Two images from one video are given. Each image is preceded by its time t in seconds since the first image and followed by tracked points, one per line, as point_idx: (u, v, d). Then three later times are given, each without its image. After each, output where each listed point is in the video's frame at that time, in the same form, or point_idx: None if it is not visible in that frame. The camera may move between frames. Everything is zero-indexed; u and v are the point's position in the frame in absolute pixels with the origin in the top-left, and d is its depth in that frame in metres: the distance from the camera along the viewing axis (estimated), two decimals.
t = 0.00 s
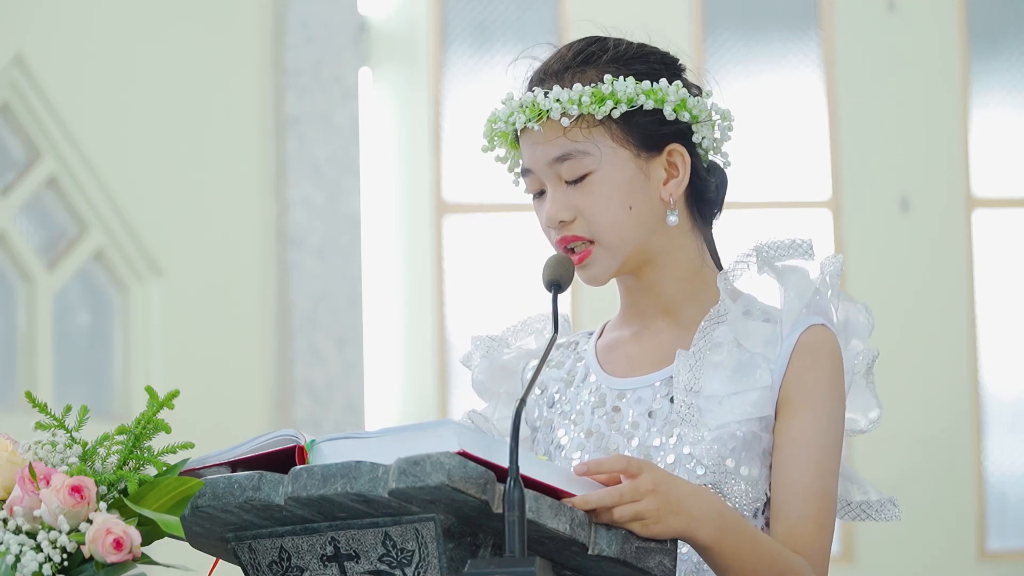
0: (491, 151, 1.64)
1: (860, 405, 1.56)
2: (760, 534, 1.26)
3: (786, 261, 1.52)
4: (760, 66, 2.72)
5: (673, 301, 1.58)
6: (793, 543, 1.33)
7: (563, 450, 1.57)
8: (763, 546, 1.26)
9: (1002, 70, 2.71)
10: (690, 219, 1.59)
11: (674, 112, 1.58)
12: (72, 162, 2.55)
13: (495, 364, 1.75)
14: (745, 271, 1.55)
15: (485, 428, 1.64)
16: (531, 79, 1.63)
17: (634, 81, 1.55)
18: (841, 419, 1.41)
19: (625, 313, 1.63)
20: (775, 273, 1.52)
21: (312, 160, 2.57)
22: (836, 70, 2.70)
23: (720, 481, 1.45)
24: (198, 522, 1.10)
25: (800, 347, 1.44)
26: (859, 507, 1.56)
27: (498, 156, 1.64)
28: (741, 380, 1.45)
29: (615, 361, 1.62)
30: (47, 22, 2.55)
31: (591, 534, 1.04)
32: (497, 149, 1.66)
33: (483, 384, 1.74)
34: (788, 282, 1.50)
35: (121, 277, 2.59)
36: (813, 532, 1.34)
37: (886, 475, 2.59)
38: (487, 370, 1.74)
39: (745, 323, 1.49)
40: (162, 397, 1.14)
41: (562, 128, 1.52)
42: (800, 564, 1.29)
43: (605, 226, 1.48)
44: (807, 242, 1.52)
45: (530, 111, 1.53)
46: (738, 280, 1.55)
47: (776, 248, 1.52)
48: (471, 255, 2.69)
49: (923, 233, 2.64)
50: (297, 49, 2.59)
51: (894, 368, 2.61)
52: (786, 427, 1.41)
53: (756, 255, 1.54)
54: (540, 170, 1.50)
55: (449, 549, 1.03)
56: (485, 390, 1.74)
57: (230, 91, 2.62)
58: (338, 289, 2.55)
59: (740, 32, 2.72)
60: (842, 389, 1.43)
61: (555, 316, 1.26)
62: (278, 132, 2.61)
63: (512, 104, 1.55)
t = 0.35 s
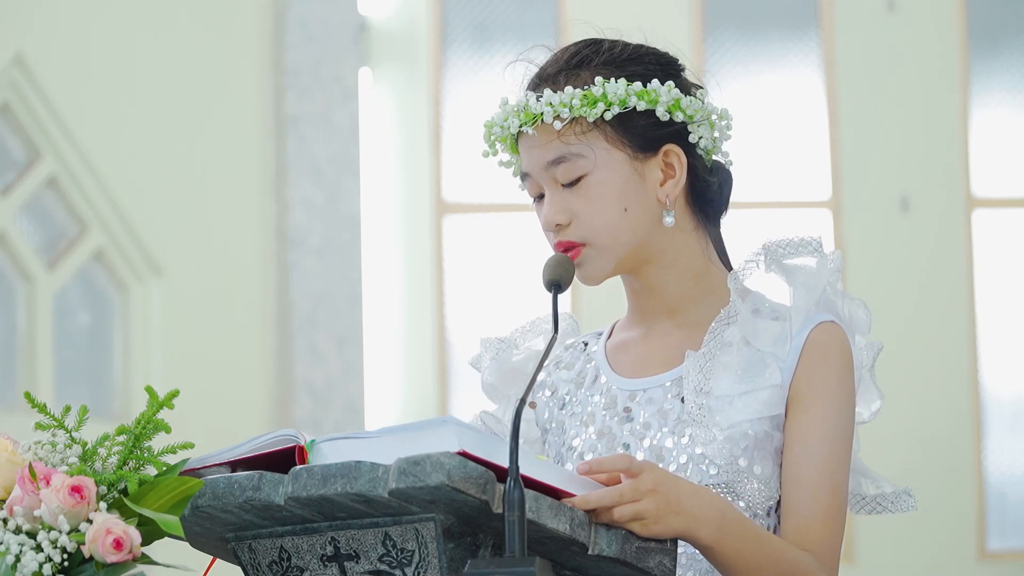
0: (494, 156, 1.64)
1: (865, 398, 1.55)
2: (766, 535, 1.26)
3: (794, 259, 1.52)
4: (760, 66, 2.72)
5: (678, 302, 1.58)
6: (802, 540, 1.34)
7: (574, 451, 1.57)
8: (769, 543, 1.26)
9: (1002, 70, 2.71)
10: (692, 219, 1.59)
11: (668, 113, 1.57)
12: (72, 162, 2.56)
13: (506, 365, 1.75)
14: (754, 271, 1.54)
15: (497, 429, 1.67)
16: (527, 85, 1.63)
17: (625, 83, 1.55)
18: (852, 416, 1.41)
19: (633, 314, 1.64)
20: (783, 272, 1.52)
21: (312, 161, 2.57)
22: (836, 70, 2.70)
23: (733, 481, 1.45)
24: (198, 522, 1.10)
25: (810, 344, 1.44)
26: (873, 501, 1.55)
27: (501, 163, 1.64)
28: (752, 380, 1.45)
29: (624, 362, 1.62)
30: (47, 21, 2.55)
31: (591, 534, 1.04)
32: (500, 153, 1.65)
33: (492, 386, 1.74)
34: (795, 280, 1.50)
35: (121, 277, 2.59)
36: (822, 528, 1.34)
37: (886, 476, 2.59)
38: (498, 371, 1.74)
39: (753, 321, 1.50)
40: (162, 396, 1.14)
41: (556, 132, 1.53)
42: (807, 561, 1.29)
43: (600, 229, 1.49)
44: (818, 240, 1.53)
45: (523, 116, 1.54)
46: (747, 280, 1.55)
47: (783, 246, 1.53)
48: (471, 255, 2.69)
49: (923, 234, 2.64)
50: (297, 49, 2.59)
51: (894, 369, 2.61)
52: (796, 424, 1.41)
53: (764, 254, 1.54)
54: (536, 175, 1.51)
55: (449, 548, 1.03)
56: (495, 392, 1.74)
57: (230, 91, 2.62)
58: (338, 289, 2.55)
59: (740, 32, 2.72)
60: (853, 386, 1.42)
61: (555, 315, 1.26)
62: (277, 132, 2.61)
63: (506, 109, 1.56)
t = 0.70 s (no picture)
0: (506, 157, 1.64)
1: (883, 396, 1.54)
2: (768, 532, 1.26)
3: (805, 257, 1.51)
4: (760, 66, 2.72)
5: (688, 300, 1.58)
6: (811, 539, 1.34)
7: (586, 451, 1.58)
8: (771, 541, 1.26)
9: (1002, 70, 2.71)
10: (700, 216, 1.59)
11: (662, 111, 1.56)
12: (72, 162, 2.56)
13: (519, 365, 1.75)
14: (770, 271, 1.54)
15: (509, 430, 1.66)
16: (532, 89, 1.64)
17: (616, 83, 1.55)
18: (862, 414, 1.40)
19: (645, 313, 1.64)
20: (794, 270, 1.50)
21: (312, 160, 2.57)
22: (835, 70, 2.70)
23: (742, 481, 1.46)
24: (198, 522, 1.10)
25: (818, 343, 1.43)
26: (885, 500, 1.55)
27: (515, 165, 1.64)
28: (762, 376, 1.44)
29: (636, 361, 1.62)
30: (47, 21, 2.55)
31: (591, 534, 1.04)
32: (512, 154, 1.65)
33: (504, 384, 1.74)
34: (805, 277, 1.48)
35: (121, 277, 2.59)
36: (831, 526, 1.34)
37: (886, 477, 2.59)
38: (510, 370, 1.74)
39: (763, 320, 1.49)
40: (162, 396, 1.14)
41: (553, 135, 1.53)
42: (812, 560, 1.30)
43: (602, 228, 1.49)
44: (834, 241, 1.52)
45: (521, 119, 1.55)
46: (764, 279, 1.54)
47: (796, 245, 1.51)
48: (472, 256, 2.69)
49: (923, 233, 2.64)
50: (297, 49, 2.59)
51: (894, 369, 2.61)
52: (804, 423, 1.41)
53: (775, 254, 1.53)
54: (539, 178, 1.53)
55: (449, 548, 1.03)
56: (507, 390, 1.74)
57: (230, 90, 2.62)
58: (338, 289, 2.55)
59: (740, 32, 2.72)
60: (863, 385, 1.42)
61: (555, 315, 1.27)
62: (277, 131, 2.61)
63: (505, 113, 1.56)
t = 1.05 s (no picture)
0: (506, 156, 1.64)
1: (883, 397, 1.56)
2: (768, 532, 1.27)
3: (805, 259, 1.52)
4: (760, 66, 2.72)
5: (689, 301, 1.57)
6: (812, 540, 1.33)
7: (588, 453, 1.59)
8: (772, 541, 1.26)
9: (1002, 70, 2.71)
10: (702, 217, 1.59)
11: (664, 111, 1.56)
12: (72, 162, 2.56)
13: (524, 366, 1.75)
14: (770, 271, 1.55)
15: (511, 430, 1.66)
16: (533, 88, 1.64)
17: (619, 83, 1.55)
18: (861, 415, 1.40)
19: (646, 315, 1.64)
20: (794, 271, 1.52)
21: (312, 160, 2.57)
22: (835, 70, 2.70)
23: (739, 483, 1.47)
24: (198, 522, 1.10)
25: (817, 345, 1.44)
26: (884, 502, 1.55)
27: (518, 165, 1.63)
28: (760, 378, 1.45)
29: (638, 364, 1.62)
30: (47, 22, 2.55)
31: (591, 534, 1.04)
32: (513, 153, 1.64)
33: (509, 385, 1.73)
34: (805, 278, 1.50)
35: (121, 277, 2.59)
36: (831, 527, 1.34)
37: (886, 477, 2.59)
38: (516, 371, 1.74)
39: (762, 322, 1.49)
40: (162, 396, 1.14)
41: (555, 134, 1.53)
42: (810, 560, 1.29)
43: (602, 228, 1.49)
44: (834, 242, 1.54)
45: (523, 119, 1.54)
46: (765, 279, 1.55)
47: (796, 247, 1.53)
48: (472, 256, 2.69)
49: (923, 233, 2.64)
50: (297, 49, 2.59)
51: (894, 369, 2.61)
52: (803, 424, 1.41)
53: (776, 255, 1.55)
54: (541, 177, 1.53)
55: (449, 548, 1.03)
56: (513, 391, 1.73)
57: (230, 90, 2.62)
58: (338, 289, 2.55)
59: (740, 32, 2.72)
60: (863, 386, 1.42)
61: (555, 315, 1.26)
62: (277, 131, 2.61)
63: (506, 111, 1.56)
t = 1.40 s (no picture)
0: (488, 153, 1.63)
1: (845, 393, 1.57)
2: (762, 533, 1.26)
3: (776, 258, 1.52)
4: (760, 66, 2.72)
5: (666, 298, 1.58)
6: (795, 540, 1.33)
7: (558, 446, 1.59)
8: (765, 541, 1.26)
9: (1003, 70, 2.71)
10: (682, 215, 1.59)
11: (651, 110, 1.56)
12: (72, 162, 2.56)
13: (495, 360, 1.76)
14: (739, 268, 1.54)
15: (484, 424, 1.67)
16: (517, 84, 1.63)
17: (607, 81, 1.55)
18: (836, 415, 1.41)
19: (621, 310, 1.65)
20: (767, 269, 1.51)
21: (312, 160, 2.57)
22: (835, 70, 2.70)
23: (715, 478, 1.45)
24: (198, 522, 1.10)
25: (791, 344, 1.44)
26: (856, 502, 1.57)
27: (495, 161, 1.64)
28: (732, 376, 1.44)
29: (610, 358, 1.63)
30: (47, 22, 2.55)
31: (591, 534, 1.04)
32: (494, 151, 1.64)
33: (481, 380, 1.76)
34: (779, 278, 1.49)
35: (121, 277, 2.59)
36: (814, 528, 1.34)
37: (886, 477, 2.59)
38: (487, 366, 1.76)
39: (735, 319, 1.49)
40: (162, 396, 1.14)
41: (541, 130, 1.53)
42: (802, 561, 1.29)
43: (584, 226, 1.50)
44: (800, 237, 1.54)
45: (509, 114, 1.54)
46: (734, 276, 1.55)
47: (765, 244, 1.53)
48: (471, 256, 2.69)
49: (923, 233, 2.64)
50: (297, 49, 2.59)
51: (894, 369, 2.61)
52: (781, 424, 1.40)
53: (747, 253, 1.54)
54: (524, 172, 1.52)
55: (449, 549, 1.03)
56: (484, 386, 1.76)
57: (230, 90, 2.62)
58: (338, 289, 2.55)
59: (740, 32, 2.72)
60: (836, 385, 1.42)
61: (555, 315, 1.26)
62: (277, 131, 2.60)
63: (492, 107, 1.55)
